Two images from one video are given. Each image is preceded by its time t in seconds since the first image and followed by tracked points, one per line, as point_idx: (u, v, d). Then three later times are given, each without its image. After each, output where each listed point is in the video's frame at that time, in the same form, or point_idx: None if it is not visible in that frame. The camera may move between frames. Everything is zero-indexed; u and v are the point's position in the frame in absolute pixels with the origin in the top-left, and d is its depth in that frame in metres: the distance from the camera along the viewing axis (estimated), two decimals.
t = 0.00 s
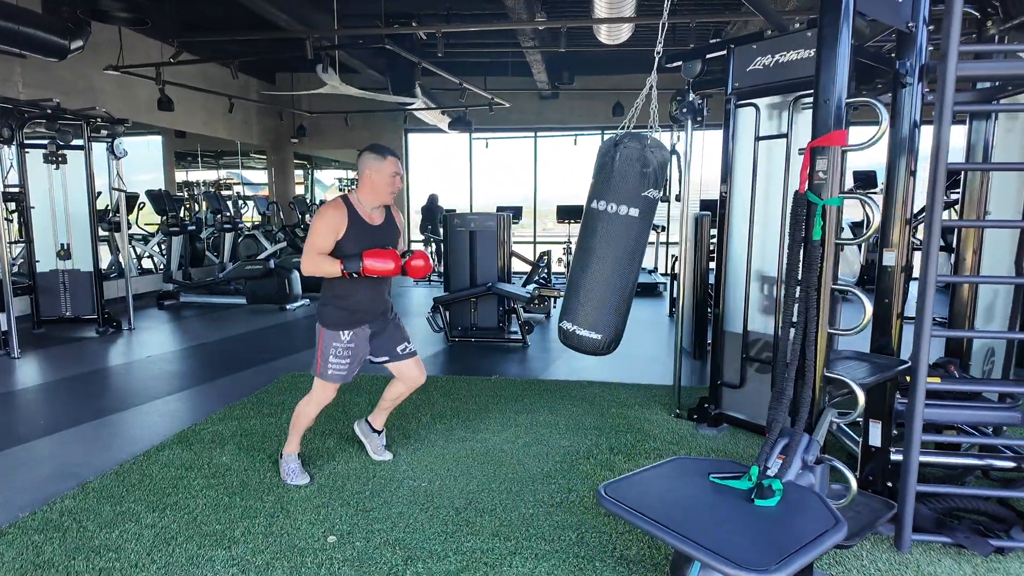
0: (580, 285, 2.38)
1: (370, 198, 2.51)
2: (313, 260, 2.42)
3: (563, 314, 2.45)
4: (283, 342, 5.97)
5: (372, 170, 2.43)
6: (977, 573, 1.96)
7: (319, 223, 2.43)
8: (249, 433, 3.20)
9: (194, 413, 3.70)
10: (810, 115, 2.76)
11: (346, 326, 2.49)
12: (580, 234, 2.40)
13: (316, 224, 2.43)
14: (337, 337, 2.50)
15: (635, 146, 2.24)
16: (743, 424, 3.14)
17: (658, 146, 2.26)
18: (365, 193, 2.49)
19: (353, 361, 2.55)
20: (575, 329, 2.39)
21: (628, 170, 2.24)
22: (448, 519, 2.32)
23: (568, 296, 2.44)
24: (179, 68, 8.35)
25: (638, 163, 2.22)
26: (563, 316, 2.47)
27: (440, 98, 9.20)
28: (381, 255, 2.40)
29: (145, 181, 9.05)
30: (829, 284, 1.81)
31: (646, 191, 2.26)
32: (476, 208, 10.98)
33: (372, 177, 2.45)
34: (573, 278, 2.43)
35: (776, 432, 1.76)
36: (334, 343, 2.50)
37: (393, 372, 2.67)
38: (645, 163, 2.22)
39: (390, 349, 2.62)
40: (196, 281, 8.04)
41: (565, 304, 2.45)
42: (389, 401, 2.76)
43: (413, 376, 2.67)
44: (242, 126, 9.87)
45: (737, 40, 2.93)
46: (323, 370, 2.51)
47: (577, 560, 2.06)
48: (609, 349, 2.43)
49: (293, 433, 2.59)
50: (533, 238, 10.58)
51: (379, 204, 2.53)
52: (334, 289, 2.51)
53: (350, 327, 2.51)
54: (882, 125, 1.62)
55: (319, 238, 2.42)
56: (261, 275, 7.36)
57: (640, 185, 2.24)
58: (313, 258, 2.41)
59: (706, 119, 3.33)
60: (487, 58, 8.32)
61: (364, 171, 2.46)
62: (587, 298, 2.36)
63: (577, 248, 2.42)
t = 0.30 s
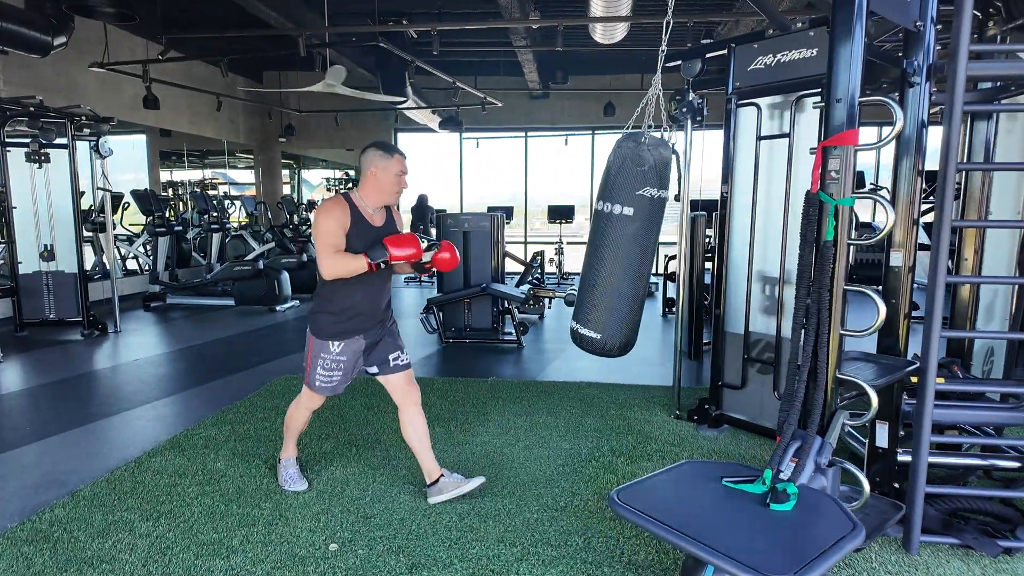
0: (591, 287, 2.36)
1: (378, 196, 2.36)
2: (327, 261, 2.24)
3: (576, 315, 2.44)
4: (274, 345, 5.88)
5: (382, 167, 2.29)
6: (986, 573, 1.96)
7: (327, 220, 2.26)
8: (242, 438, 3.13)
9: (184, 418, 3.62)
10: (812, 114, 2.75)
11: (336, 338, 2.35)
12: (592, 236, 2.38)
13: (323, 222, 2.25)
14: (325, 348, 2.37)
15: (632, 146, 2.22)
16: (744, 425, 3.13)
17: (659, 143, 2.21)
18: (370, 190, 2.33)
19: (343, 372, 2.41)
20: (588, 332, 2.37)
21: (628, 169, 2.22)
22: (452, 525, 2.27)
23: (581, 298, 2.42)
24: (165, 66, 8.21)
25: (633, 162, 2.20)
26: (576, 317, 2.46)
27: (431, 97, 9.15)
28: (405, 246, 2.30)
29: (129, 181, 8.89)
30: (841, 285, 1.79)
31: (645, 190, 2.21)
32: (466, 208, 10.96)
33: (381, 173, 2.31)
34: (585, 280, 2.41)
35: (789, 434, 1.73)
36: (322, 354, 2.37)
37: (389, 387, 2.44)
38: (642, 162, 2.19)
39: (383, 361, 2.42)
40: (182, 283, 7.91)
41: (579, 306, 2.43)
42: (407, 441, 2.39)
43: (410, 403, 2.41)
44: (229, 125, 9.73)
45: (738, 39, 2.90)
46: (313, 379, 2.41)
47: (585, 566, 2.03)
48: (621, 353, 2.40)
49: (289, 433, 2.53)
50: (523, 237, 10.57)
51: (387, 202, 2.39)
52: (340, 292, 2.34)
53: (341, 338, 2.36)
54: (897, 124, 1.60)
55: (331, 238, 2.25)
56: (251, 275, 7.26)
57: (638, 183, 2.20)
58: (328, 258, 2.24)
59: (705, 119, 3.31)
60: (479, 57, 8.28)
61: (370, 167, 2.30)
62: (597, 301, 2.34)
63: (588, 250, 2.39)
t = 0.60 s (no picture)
0: (625, 296, 2.40)
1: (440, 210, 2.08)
2: (355, 265, 1.98)
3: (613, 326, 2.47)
4: (261, 346, 5.82)
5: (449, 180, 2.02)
6: (982, 571, 1.97)
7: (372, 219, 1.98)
8: (232, 441, 3.08)
9: (172, 421, 3.56)
10: (805, 114, 2.76)
11: (367, 343, 2.08)
12: (618, 244, 2.43)
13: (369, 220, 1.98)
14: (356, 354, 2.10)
15: (633, 149, 2.30)
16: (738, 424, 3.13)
17: (666, 141, 2.23)
18: (431, 201, 2.06)
19: (379, 379, 2.14)
20: (626, 341, 2.41)
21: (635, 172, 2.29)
22: (446, 529, 2.24)
23: (615, 308, 2.45)
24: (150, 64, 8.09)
25: (636, 164, 2.28)
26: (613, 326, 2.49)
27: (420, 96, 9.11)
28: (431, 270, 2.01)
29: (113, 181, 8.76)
30: (839, 284, 1.80)
31: (652, 190, 2.28)
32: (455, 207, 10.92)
33: (447, 186, 2.03)
34: (617, 289, 2.45)
35: (787, 434, 1.73)
36: (354, 362, 2.09)
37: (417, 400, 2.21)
38: (642, 163, 2.27)
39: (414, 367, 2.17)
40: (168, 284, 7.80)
41: (614, 316, 2.47)
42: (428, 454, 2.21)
43: (438, 410, 2.19)
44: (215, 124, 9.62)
45: (731, 39, 2.91)
46: (346, 393, 2.12)
47: (582, 568, 2.02)
48: (661, 357, 2.42)
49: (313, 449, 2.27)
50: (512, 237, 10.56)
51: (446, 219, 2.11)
52: (362, 301, 2.09)
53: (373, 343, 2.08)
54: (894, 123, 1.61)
55: (369, 240, 1.98)
56: (238, 276, 7.18)
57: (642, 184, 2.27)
58: (358, 263, 1.97)
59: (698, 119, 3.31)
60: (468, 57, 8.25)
61: (439, 176, 2.03)
62: (633, 310, 2.38)
63: (616, 258, 2.44)
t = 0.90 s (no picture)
0: (660, 301, 2.36)
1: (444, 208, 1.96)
2: (400, 296, 1.80)
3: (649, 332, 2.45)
4: (238, 349, 5.71)
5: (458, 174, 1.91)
6: (963, 560, 2.02)
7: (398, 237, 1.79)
8: (212, 446, 3.01)
9: (148, 426, 3.47)
10: (788, 115, 2.80)
11: (404, 349, 1.93)
12: (641, 249, 2.39)
13: (395, 239, 1.79)
14: (391, 363, 1.91)
15: (638, 150, 2.27)
16: (722, 421, 3.17)
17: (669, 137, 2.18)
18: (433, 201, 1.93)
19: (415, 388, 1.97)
20: (665, 346, 2.37)
21: (646, 174, 2.27)
22: (438, 531, 2.22)
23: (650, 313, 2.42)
24: (118, 60, 7.87)
25: (643, 164, 2.26)
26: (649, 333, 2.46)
27: (398, 95, 9.03)
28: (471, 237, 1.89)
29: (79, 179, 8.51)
30: (829, 283, 1.82)
31: (664, 189, 2.24)
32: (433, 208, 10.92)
33: (450, 182, 1.93)
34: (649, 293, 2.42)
35: (778, 430, 1.76)
36: (393, 371, 1.91)
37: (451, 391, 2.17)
38: (650, 163, 2.24)
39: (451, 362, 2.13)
40: (138, 285, 7.60)
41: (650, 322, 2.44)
42: (461, 440, 2.21)
43: (480, 398, 2.20)
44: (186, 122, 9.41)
45: (714, 40, 2.96)
46: (386, 408, 1.90)
47: (576, 567, 2.01)
48: (706, 356, 2.39)
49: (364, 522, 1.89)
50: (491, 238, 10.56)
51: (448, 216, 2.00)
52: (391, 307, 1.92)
53: (406, 348, 1.93)
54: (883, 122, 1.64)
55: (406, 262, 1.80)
56: (212, 277, 7.02)
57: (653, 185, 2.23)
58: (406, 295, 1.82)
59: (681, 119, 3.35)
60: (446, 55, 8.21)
61: (440, 171, 1.91)
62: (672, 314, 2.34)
63: (644, 265, 2.40)
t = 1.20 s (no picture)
0: (678, 296, 2.48)
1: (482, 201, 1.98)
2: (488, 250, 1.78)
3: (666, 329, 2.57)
4: (211, 351, 5.59)
5: (494, 166, 1.91)
6: (940, 546, 2.10)
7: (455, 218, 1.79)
8: (192, 451, 2.95)
9: (123, 430, 3.37)
10: (768, 117, 2.87)
11: (427, 348, 1.91)
12: (655, 246, 2.51)
13: (450, 224, 1.79)
14: (413, 361, 1.91)
15: (640, 150, 2.39)
16: (704, 417, 3.22)
17: (670, 135, 2.28)
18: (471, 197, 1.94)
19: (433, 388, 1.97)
20: (685, 342, 2.51)
21: (651, 172, 2.38)
22: (431, 531, 2.22)
23: (667, 309, 2.54)
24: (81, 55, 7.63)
25: (647, 163, 2.37)
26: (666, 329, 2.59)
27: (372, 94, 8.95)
28: (514, 172, 1.78)
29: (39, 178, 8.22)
30: (817, 280, 1.88)
31: (668, 185, 2.36)
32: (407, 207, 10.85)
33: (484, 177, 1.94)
34: (665, 289, 2.53)
35: (768, 424, 1.81)
36: (415, 369, 1.90)
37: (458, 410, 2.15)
38: (653, 161, 2.35)
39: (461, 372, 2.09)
40: (104, 287, 7.38)
41: (665, 318, 2.56)
42: (474, 461, 2.23)
43: (483, 410, 2.18)
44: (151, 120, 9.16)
45: (695, 43, 3.01)
46: (403, 406, 1.90)
47: (571, 563, 2.03)
48: (724, 348, 2.53)
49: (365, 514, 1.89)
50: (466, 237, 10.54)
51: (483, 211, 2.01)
52: (424, 301, 1.92)
53: (430, 346, 1.92)
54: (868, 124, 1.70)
55: (468, 242, 1.79)
56: (182, 279, 6.86)
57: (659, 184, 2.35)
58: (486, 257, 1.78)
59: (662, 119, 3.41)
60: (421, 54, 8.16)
61: (475, 167, 1.92)
62: (689, 310, 2.47)
63: (657, 262, 2.53)
